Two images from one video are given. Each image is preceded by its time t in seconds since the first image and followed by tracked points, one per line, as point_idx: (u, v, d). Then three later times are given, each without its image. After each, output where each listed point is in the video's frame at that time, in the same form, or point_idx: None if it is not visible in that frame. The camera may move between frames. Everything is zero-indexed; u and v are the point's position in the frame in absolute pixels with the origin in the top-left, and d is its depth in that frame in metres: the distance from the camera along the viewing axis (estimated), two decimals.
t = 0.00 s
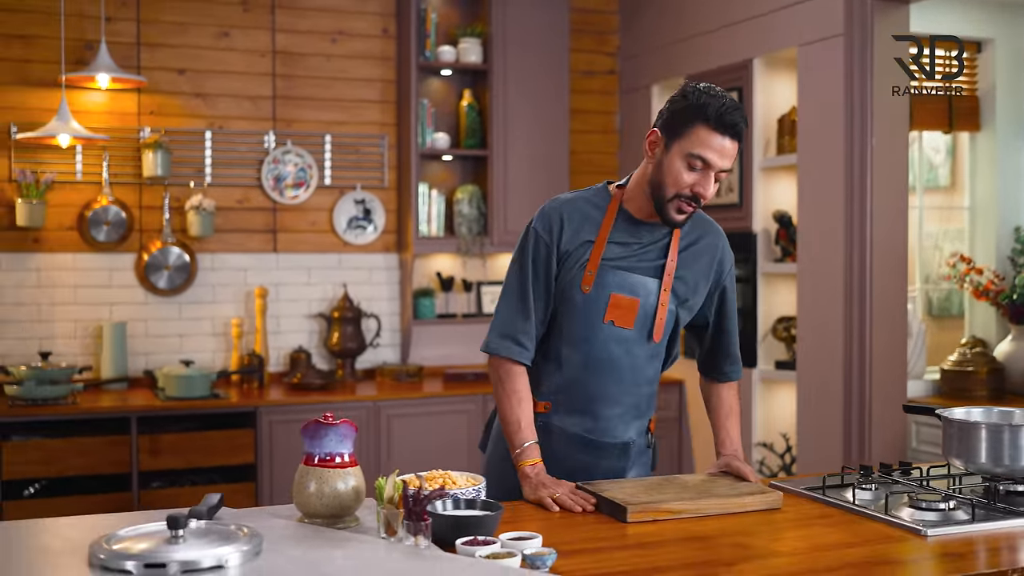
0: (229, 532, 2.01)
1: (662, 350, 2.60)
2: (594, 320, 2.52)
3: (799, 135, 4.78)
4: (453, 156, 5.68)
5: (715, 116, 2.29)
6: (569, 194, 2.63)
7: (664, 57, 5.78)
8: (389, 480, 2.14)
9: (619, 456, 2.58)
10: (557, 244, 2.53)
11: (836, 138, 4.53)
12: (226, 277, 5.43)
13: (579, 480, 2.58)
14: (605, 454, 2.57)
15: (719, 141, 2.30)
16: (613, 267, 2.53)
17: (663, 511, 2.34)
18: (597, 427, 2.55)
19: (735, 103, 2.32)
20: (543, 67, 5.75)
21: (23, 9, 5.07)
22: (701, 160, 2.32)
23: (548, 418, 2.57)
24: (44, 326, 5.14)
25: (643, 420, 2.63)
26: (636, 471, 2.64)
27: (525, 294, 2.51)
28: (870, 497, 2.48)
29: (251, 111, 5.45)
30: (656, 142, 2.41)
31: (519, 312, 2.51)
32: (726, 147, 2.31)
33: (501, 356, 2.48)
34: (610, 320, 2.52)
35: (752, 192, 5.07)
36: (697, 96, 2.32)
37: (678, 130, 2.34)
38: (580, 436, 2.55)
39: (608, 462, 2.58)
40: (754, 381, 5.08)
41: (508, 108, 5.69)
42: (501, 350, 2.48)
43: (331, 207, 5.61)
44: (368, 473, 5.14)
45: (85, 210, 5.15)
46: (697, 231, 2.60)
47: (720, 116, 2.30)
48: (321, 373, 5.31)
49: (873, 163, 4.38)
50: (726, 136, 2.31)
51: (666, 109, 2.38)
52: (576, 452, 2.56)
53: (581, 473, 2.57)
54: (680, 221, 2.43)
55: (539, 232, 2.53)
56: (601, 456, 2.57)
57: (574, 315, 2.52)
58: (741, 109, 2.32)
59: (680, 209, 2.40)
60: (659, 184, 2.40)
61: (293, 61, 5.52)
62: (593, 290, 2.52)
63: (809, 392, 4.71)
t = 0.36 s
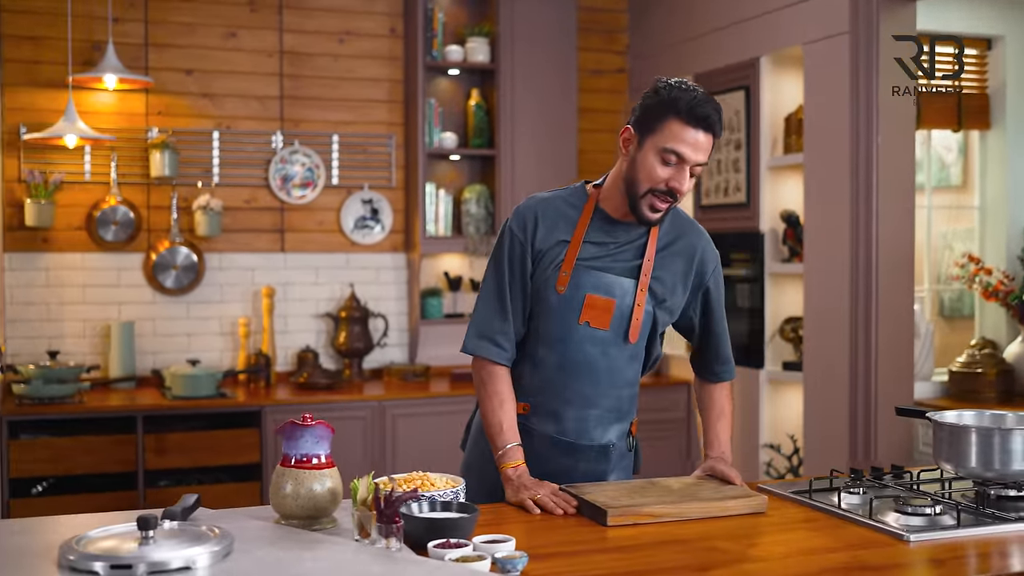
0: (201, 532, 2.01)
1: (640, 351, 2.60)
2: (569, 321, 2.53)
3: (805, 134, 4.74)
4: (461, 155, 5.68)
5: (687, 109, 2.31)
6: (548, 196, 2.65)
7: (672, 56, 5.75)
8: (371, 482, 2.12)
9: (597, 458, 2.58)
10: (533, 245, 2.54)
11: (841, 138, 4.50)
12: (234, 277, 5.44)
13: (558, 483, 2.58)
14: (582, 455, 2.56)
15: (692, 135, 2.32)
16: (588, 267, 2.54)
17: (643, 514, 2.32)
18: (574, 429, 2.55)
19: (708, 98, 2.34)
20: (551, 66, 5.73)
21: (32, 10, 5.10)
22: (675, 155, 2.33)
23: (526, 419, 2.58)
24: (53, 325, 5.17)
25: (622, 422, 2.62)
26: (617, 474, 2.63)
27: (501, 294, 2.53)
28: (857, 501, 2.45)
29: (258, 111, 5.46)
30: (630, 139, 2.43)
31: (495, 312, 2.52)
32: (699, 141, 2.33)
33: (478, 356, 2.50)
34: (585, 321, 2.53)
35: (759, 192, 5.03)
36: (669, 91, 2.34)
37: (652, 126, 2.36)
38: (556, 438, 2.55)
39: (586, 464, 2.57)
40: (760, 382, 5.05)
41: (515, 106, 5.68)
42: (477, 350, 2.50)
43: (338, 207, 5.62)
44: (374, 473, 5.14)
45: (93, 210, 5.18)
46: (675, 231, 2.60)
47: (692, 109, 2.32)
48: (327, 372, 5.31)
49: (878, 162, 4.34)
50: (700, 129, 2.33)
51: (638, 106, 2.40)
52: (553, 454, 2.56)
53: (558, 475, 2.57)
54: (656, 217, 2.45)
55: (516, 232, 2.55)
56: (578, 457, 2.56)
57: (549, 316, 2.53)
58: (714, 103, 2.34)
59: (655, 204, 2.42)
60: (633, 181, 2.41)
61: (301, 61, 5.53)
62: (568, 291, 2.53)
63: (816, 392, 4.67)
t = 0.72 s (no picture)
0: (199, 534, 2.03)
1: (644, 350, 2.59)
2: (570, 321, 2.54)
3: (830, 134, 4.70)
4: (486, 156, 5.68)
5: (667, 89, 2.34)
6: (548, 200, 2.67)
7: (699, 56, 5.72)
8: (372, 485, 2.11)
9: (604, 460, 2.57)
10: (533, 247, 2.57)
11: (865, 138, 4.45)
12: (260, 278, 5.48)
13: (564, 487, 2.57)
14: (587, 458, 2.56)
15: (674, 113, 2.33)
16: (588, 266, 2.55)
17: (646, 519, 2.30)
18: (578, 430, 2.55)
19: (692, 82, 2.36)
20: (577, 67, 5.72)
21: (61, 14, 5.17)
22: (656, 132, 2.34)
23: (531, 423, 2.59)
24: (81, 325, 5.23)
25: (629, 424, 2.61)
26: (625, 478, 2.61)
27: (502, 296, 2.55)
28: (865, 506, 2.42)
29: (285, 113, 5.50)
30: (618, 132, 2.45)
31: (495, 315, 2.54)
32: (680, 119, 2.33)
33: (481, 360, 2.52)
34: (587, 321, 2.54)
35: (784, 192, 5.00)
36: (649, 77, 2.38)
37: (635, 110, 2.38)
38: (560, 440, 2.55)
39: (591, 467, 2.57)
40: (786, 384, 5.02)
41: (541, 106, 5.67)
42: (478, 353, 2.52)
43: (364, 207, 5.64)
44: (397, 474, 5.15)
45: (122, 211, 5.23)
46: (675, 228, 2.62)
47: (674, 90, 2.34)
48: (352, 373, 5.33)
49: (903, 161, 4.30)
50: (680, 108, 2.33)
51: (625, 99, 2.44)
52: (559, 458, 2.55)
53: (565, 479, 2.56)
54: (646, 205, 2.41)
55: (515, 235, 2.57)
56: (583, 460, 2.56)
57: (551, 317, 2.55)
58: (697, 87, 2.35)
59: (643, 188, 2.38)
60: (621, 168, 2.41)
61: (327, 63, 5.56)
62: (568, 291, 2.54)
63: (840, 395, 4.63)
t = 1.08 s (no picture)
0: (194, 533, 2.06)
1: (641, 347, 2.62)
2: (565, 317, 2.58)
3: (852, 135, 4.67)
4: (510, 157, 5.69)
5: (643, 91, 2.37)
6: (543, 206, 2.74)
7: (723, 57, 5.70)
8: (370, 485, 2.12)
9: (605, 459, 2.58)
10: (527, 250, 2.62)
11: (886, 138, 4.42)
12: (285, 278, 5.53)
13: (567, 488, 2.58)
14: (587, 456, 2.57)
15: (651, 116, 2.37)
16: (582, 264, 2.60)
17: (642, 521, 2.30)
18: (577, 428, 2.57)
19: (672, 83, 2.39)
20: (601, 67, 5.71)
21: (88, 18, 5.24)
22: (633, 136, 2.38)
23: (531, 425, 2.61)
24: (109, 324, 5.30)
25: (631, 422, 2.62)
26: (630, 479, 2.62)
27: (498, 298, 2.60)
28: (867, 510, 2.41)
29: (309, 115, 5.54)
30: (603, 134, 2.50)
31: (492, 317, 2.60)
32: (657, 122, 2.37)
33: (478, 361, 2.57)
34: (582, 317, 2.57)
35: (806, 193, 4.97)
36: (629, 79, 2.42)
37: (615, 113, 2.43)
38: (560, 438, 2.57)
39: (592, 465, 2.58)
40: (808, 386, 5.00)
41: (564, 106, 5.67)
42: (476, 354, 2.57)
43: (388, 209, 5.67)
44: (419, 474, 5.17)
45: (148, 212, 5.30)
46: (669, 226, 2.66)
47: (653, 92, 2.38)
48: (374, 373, 5.36)
49: (923, 161, 4.26)
50: (657, 111, 2.36)
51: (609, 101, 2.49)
52: (561, 458, 2.57)
53: (568, 480, 2.57)
54: (627, 207, 2.45)
55: (510, 239, 2.63)
56: (584, 458, 2.57)
57: (546, 315, 2.59)
58: (676, 89, 2.38)
59: (623, 191, 2.43)
60: (603, 170, 2.46)
61: (351, 65, 5.60)
62: (563, 288, 2.59)
63: (861, 397, 4.60)
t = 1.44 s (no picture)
0: (186, 527, 2.10)
1: (627, 344, 2.67)
2: (551, 317, 2.63)
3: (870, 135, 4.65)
4: (531, 158, 5.72)
5: (631, 112, 2.42)
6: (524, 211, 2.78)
7: (744, 56, 5.69)
8: (358, 481, 2.15)
9: (594, 455, 2.63)
10: (511, 253, 2.66)
11: (904, 136, 4.40)
12: (308, 278, 5.59)
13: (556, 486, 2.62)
14: (575, 453, 2.61)
15: (638, 135, 2.43)
16: (566, 265, 2.65)
17: (631, 520, 2.31)
18: (566, 425, 2.62)
19: (655, 99, 2.44)
20: (623, 67, 5.72)
21: (115, 23, 5.32)
22: (622, 157, 2.44)
23: (519, 424, 2.66)
24: (135, 324, 5.39)
25: (618, 417, 2.67)
26: (618, 475, 2.67)
27: (483, 301, 2.64)
28: (861, 510, 2.41)
29: (332, 116, 5.60)
30: (587, 143, 2.55)
31: (477, 321, 2.64)
32: (644, 142, 2.43)
33: (465, 364, 2.61)
34: (567, 316, 2.63)
35: (825, 193, 4.95)
36: (614, 95, 2.46)
37: (602, 130, 2.47)
38: (548, 436, 2.62)
39: (580, 461, 2.62)
40: (827, 386, 4.99)
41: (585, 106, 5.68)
42: (463, 358, 2.61)
43: (411, 209, 5.71)
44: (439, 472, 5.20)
45: (173, 213, 5.38)
46: (649, 226, 2.72)
47: (638, 111, 2.42)
48: (395, 372, 5.40)
49: (940, 159, 4.23)
50: (645, 132, 2.43)
51: (591, 111, 2.52)
52: (550, 455, 2.62)
53: (558, 477, 2.62)
54: (615, 217, 2.55)
55: (493, 244, 2.67)
56: (571, 455, 2.62)
57: (533, 315, 2.64)
58: (661, 106, 2.43)
59: (613, 205, 2.51)
60: (590, 183, 2.53)
61: (374, 67, 5.65)
62: (548, 289, 2.64)
63: (879, 397, 4.58)
